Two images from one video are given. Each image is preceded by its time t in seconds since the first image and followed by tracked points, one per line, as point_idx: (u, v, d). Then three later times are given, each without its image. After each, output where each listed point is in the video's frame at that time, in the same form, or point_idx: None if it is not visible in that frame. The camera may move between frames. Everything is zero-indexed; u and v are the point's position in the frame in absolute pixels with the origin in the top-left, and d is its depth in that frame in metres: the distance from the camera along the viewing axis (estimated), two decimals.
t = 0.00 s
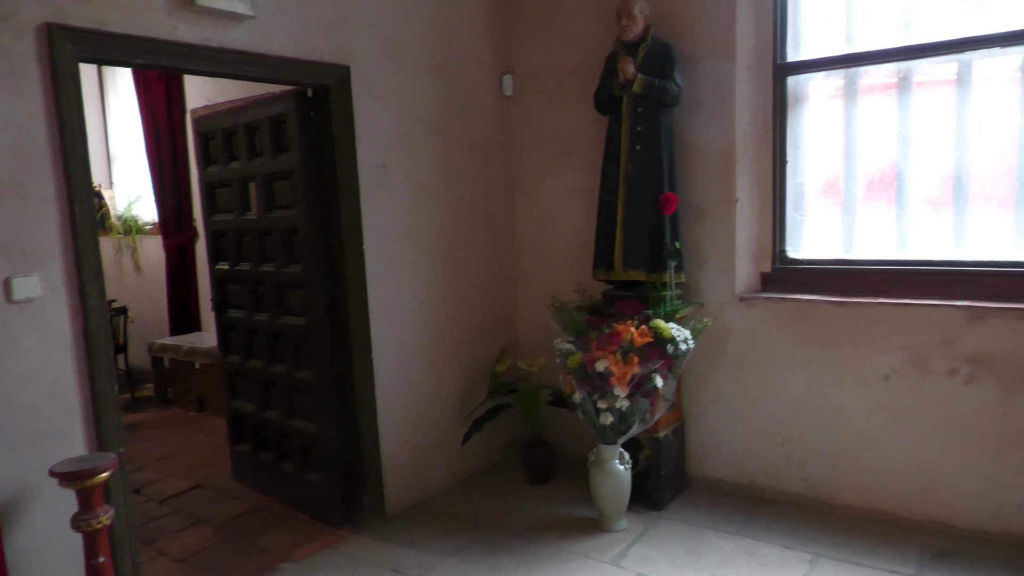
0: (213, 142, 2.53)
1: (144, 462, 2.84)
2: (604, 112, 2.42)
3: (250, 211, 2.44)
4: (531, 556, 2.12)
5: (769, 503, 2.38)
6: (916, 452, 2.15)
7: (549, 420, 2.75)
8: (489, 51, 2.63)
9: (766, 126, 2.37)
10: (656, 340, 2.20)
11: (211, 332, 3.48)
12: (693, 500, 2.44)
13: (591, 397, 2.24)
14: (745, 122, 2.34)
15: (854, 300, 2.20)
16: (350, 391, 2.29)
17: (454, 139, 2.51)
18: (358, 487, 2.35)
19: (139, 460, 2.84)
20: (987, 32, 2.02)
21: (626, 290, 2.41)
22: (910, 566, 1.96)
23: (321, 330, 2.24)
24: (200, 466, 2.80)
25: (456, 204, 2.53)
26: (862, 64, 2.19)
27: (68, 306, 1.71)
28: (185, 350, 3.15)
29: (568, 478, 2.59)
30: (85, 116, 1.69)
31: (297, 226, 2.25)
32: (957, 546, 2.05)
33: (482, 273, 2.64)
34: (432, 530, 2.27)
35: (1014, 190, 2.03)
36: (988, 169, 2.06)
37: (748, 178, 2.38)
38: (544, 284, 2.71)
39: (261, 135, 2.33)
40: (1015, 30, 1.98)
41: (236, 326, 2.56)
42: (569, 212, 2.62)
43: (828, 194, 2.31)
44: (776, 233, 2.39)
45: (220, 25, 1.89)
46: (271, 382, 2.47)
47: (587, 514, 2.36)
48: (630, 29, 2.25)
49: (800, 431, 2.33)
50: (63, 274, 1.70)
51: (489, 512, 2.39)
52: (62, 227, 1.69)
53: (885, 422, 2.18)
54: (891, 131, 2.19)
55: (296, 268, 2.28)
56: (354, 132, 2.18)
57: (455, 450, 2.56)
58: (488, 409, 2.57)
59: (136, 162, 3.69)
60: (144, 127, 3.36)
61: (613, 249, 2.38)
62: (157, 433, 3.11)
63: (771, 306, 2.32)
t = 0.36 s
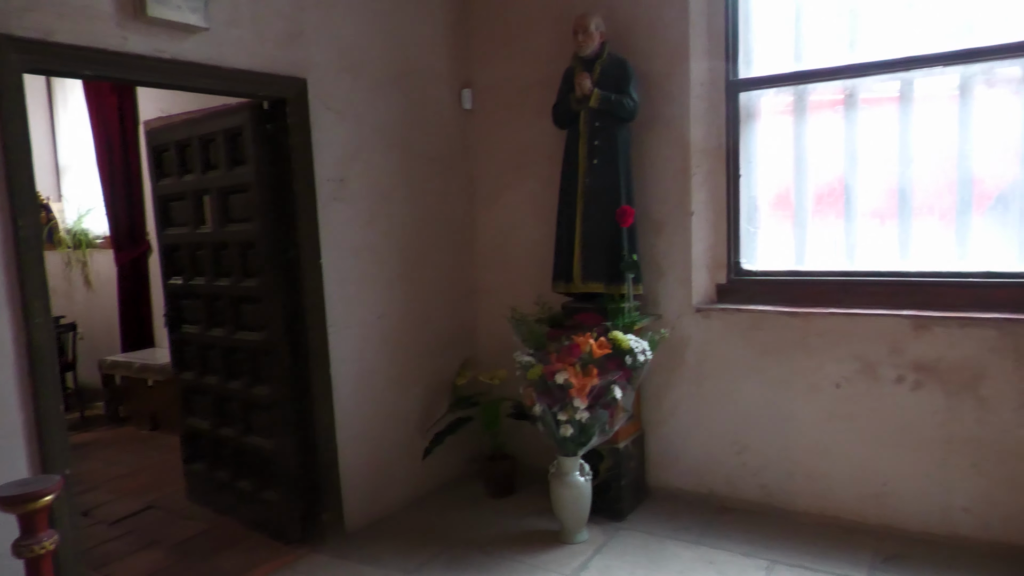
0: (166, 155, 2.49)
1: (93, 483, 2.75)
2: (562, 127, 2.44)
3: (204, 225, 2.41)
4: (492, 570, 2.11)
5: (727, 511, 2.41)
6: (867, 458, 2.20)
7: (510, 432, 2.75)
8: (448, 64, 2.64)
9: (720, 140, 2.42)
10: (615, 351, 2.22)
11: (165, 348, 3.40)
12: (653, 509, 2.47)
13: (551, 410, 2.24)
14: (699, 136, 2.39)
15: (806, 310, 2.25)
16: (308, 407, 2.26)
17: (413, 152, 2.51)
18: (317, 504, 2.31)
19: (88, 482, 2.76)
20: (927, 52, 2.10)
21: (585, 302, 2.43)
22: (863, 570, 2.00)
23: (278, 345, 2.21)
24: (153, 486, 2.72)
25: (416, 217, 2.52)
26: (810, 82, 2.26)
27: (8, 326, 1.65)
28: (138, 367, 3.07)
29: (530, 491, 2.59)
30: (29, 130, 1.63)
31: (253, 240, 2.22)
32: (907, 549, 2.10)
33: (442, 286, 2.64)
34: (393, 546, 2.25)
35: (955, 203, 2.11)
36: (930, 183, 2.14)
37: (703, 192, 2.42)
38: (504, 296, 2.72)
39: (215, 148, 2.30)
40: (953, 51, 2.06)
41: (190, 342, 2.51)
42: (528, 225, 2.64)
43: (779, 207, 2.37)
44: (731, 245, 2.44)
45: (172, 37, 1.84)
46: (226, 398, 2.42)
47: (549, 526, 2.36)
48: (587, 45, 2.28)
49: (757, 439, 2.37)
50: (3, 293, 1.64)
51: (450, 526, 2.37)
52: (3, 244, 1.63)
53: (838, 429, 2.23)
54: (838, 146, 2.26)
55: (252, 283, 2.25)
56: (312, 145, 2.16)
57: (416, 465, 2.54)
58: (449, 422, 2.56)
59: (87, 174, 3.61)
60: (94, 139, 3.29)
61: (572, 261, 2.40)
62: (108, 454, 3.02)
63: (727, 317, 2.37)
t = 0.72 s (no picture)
0: (109, 169, 2.42)
1: (30, 510, 2.64)
2: (515, 143, 2.47)
3: (149, 241, 2.35)
4: None
5: (681, 523, 2.44)
6: (814, 467, 2.26)
7: (465, 448, 2.74)
8: (400, 80, 2.64)
9: (669, 157, 2.47)
10: (568, 366, 2.24)
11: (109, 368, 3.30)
12: (608, 522, 2.48)
13: (506, 425, 2.24)
14: (649, 153, 2.43)
15: (753, 323, 2.30)
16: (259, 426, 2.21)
17: (365, 167, 2.49)
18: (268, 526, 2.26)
19: (25, 509, 2.64)
20: (863, 74, 2.19)
21: (539, 317, 2.44)
22: None
23: (227, 363, 2.16)
24: (95, 512, 2.62)
25: (369, 232, 2.50)
26: (754, 101, 2.33)
27: None
28: (80, 387, 2.97)
29: (486, 507, 2.58)
30: None
31: (201, 256, 2.18)
32: (852, 555, 2.16)
33: (396, 301, 2.62)
34: (346, 567, 2.21)
35: (892, 219, 2.19)
36: (869, 200, 2.22)
37: (653, 207, 2.46)
38: (459, 311, 2.71)
39: (161, 162, 2.26)
40: (887, 73, 2.15)
41: (134, 361, 2.44)
42: (483, 240, 2.64)
43: (727, 223, 2.42)
44: (681, 259, 2.48)
45: (115, 50, 1.79)
46: (172, 418, 2.36)
47: (505, 541, 2.35)
48: (539, 63, 2.31)
49: (708, 450, 2.41)
50: None
51: (405, 544, 2.34)
52: None
53: (785, 439, 2.29)
54: (782, 163, 2.33)
55: (200, 300, 2.20)
56: (262, 160, 2.13)
57: (370, 483, 2.51)
58: (404, 440, 2.54)
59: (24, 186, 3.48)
60: (34, 152, 3.20)
61: (526, 276, 2.41)
62: (47, 479, 2.90)
63: (678, 330, 2.40)
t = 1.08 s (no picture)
0: (49, 177, 2.35)
1: None
2: (469, 153, 2.47)
3: (92, 251, 2.28)
4: None
5: (635, 528, 2.46)
6: (762, 471, 2.31)
7: (420, 459, 2.72)
8: (353, 89, 2.63)
9: (620, 168, 2.51)
10: (522, 374, 2.25)
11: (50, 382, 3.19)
12: (563, 530, 2.49)
13: (460, 434, 2.23)
14: (601, 163, 2.47)
15: (703, 330, 2.35)
16: (206, 440, 2.14)
17: (318, 176, 2.47)
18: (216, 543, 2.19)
19: None
20: (805, 89, 2.27)
21: (493, 326, 2.45)
22: None
23: (172, 375, 2.10)
24: (32, 533, 2.52)
25: (321, 242, 2.48)
26: (701, 114, 2.39)
27: None
28: (18, 403, 2.87)
29: (441, 518, 2.56)
30: None
31: (146, 266, 2.12)
32: (800, 556, 2.21)
33: (349, 312, 2.60)
34: None
35: (834, 229, 2.27)
36: (811, 210, 2.30)
37: (606, 217, 2.50)
38: (414, 321, 2.71)
39: (104, 170, 2.20)
40: (828, 88, 2.23)
41: (75, 374, 2.36)
42: (437, 249, 2.64)
43: (677, 232, 2.48)
44: (633, 269, 2.52)
45: (55, 55, 1.74)
46: (115, 433, 2.29)
47: (460, 552, 2.35)
48: (491, 73, 2.33)
49: (661, 456, 2.44)
50: None
51: (359, 557, 2.31)
52: None
53: (735, 444, 2.33)
54: (729, 175, 2.39)
55: (145, 311, 2.14)
56: (209, 169, 2.09)
57: (323, 496, 2.47)
58: (357, 451, 2.52)
59: None
60: None
61: (480, 286, 2.42)
62: None
63: (630, 338, 2.44)
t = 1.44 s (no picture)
0: None
1: None
2: (419, 157, 2.47)
3: (23, 258, 2.20)
4: None
5: (587, 529, 2.49)
6: (710, 469, 2.36)
7: (371, 466, 2.69)
8: (299, 92, 2.59)
9: (569, 172, 2.53)
10: (474, 378, 2.25)
11: None
12: (516, 532, 2.50)
13: (412, 440, 2.22)
14: (551, 167, 2.49)
15: (651, 331, 2.39)
16: (148, 452, 2.07)
17: (263, 180, 2.43)
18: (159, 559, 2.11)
19: None
20: (746, 95, 2.33)
21: (445, 330, 2.44)
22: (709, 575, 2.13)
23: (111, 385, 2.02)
24: None
25: (267, 247, 2.44)
26: (648, 119, 2.44)
27: None
28: None
29: (394, 524, 2.54)
30: None
31: (82, 274, 2.05)
32: (746, 551, 2.26)
33: (297, 318, 2.56)
34: None
35: (776, 231, 2.33)
36: (754, 213, 2.36)
37: (555, 221, 2.52)
38: (364, 326, 2.68)
39: (37, 174, 2.12)
40: (768, 95, 2.29)
41: (7, 387, 2.27)
42: (387, 254, 2.62)
43: (626, 235, 2.52)
44: (583, 272, 2.55)
45: None
46: (51, 447, 2.21)
47: (413, 558, 2.33)
48: (440, 78, 2.33)
49: (612, 456, 2.47)
50: None
51: (308, 568, 2.27)
52: None
53: (683, 443, 2.38)
54: (676, 179, 2.44)
55: (82, 320, 2.07)
56: (149, 173, 2.03)
57: (271, 506, 2.43)
58: (307, 459, 2.48)
59: None
60: None
61: (430, 290, 2.41)
62: None
63: (580, 340, 2.46)
